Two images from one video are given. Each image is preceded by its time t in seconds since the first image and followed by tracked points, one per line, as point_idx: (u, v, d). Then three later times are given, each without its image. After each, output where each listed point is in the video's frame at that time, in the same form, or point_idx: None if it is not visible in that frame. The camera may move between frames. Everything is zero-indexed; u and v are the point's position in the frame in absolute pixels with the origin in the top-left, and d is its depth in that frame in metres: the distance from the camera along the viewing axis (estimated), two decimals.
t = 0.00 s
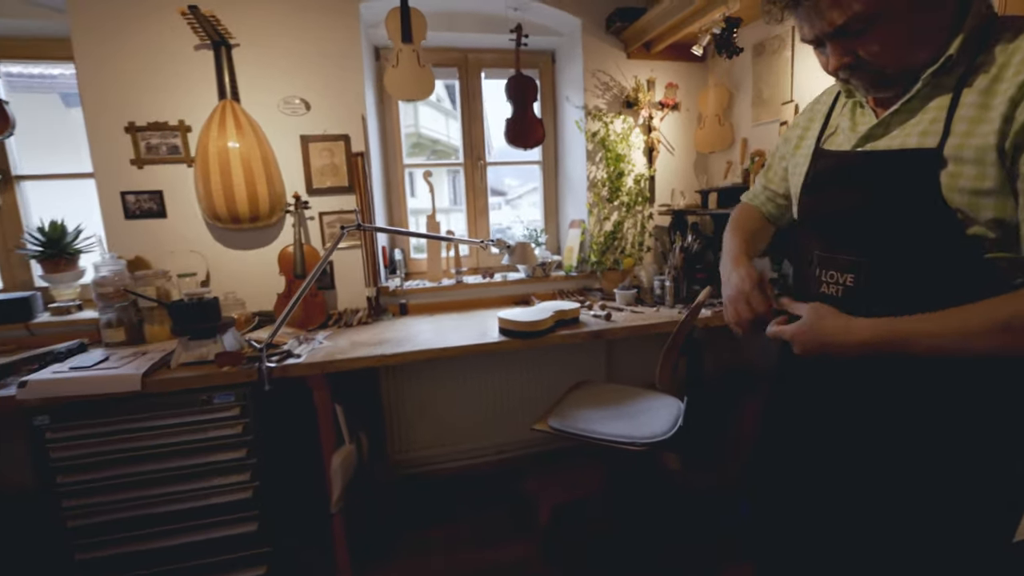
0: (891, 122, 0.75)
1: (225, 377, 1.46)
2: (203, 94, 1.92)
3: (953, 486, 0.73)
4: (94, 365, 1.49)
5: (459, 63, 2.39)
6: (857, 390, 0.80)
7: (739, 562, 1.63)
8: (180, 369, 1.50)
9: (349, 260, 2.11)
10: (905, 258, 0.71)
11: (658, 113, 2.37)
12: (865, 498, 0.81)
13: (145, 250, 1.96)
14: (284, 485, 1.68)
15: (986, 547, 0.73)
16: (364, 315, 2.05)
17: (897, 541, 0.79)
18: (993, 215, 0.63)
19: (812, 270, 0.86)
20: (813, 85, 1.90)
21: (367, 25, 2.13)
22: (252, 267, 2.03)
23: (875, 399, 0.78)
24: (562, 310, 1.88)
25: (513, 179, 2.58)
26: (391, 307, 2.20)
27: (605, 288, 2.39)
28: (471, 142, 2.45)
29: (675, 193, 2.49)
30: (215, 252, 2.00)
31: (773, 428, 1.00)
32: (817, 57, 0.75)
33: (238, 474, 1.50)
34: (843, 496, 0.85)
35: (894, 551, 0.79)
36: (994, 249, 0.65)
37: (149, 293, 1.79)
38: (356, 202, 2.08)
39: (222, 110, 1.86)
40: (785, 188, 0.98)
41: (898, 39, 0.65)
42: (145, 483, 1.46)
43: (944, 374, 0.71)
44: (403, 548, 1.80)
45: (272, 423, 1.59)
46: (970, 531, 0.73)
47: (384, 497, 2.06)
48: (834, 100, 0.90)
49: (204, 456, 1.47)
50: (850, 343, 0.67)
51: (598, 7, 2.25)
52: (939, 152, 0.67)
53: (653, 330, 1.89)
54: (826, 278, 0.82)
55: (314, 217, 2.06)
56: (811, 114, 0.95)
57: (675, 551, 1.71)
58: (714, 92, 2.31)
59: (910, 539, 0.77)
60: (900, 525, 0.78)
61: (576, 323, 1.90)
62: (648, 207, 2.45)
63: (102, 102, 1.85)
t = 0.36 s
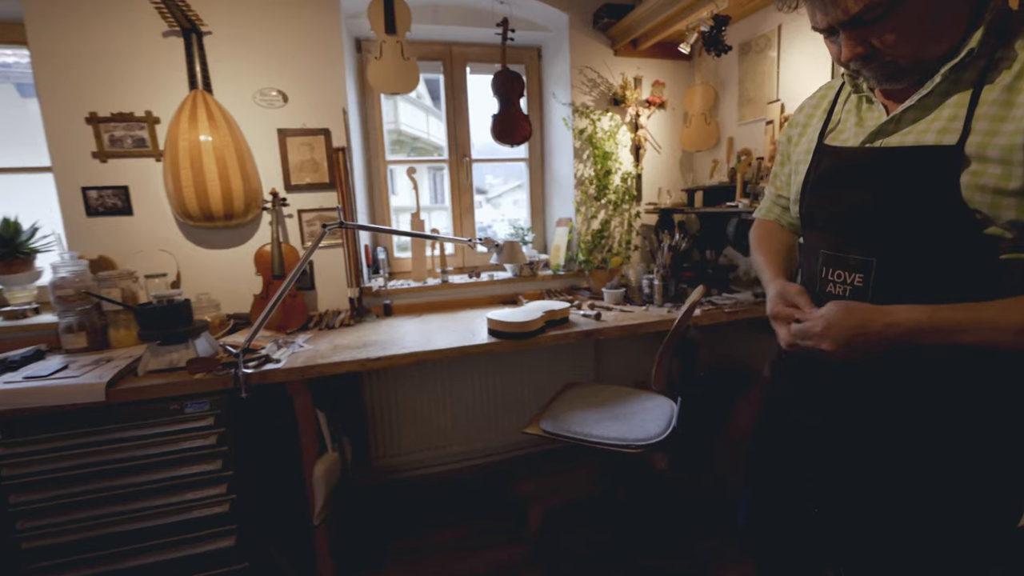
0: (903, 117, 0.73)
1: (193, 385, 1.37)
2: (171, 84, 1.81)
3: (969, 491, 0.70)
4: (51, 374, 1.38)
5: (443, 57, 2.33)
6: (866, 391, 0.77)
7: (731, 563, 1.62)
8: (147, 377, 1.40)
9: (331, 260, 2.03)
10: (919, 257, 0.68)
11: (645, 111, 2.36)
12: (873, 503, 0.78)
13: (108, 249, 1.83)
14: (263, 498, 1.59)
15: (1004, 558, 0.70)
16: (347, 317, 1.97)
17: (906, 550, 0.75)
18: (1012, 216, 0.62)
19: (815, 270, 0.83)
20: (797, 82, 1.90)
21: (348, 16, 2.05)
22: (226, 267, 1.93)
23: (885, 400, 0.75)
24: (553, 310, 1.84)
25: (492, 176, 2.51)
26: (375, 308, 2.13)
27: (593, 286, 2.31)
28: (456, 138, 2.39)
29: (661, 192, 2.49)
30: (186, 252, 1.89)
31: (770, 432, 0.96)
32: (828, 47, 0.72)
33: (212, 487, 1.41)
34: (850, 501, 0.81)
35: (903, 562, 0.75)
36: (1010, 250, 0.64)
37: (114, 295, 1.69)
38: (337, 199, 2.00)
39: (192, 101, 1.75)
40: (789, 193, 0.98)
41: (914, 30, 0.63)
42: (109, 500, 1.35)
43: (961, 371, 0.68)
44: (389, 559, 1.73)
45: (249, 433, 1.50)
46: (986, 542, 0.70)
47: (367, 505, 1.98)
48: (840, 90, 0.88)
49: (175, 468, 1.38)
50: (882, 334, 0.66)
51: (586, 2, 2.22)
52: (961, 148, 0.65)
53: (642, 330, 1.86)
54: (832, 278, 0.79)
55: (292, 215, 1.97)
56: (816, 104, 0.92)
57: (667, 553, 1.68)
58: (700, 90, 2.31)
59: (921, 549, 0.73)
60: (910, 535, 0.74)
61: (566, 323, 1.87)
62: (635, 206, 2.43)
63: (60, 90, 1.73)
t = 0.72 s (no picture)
0: (898, 128, 0.74)
1: (159, 401, 1.27)
2: (134, 82, 1.71)
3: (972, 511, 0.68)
4: None
5: (422, 60, 2.29)
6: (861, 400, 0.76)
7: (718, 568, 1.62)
8: (109, 393, 1.30)
9: (307, 267, 1.95)
10: (914, 264, 0.69)
11: (625, 117, 2.37)
12: (871, 508, 0.77)
13: (64, 257, 1.71)
14: (235, 519, 1.51)
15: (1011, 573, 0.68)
16: (323, 326, 1.89)
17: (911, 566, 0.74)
18: (1008, 224, 0.62)
19: (804, 276, 0.84)
20: (772, 92, 1.94)
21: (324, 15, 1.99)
22: (193, 275, 1.83)
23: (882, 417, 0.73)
24: (537, 316, 1.82)
25: (466, 181, 2.46)
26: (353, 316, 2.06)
27: (575, 291, 2.34)
28: (435, 142, 2.35)
29: (640, 197, 2.51)
30: (149, 259, 1.78)
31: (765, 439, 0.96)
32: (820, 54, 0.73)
33: (180, 510, 1.33)
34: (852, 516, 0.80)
35: None
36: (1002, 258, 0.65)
37: (71, 306, 1.57)
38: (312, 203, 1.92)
39: (157, 100, 1.66)
40: (778, 197, 1.00)
41: (903, 37, 0.63)
42: (65, 529, 1.25)
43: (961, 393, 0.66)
44: None
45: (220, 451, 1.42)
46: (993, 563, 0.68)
47: (346, 521, 1.91)
48: (837, 101, 0.89)
49: (140, 492, 1.29)
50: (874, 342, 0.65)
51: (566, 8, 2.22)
52: (955, 157, 0.66)
53: (626, 335, 1.85)
54: (823, 286, 0.80)
55: (265, 220, 1.89)
56: (807, 112, 0.94)
57: (654, 559, 1.67)
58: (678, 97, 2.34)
59: (913, 550, 0.73)
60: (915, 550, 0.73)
61: (550, 330, 1.84)
62: (614, 211, 2.44)
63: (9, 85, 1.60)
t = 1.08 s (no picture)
0: (871, 128, 0.78)
1: (95, 428, 1.16)
2: (60, 71, 1.55)
3: (926, 476, 0.74)
4: None
5: (380, 57, 2.22)
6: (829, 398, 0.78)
7: (690, 560, 1.66)
8: (39, 419, 1.17)
9: (260, 273, 1.84)
10: (884, 260, 0.72)
11: (585, 119, 2.39)
12: (849, 499, 0.79)
13: None
14: (186, 547, 1.39)
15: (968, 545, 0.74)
16: (281, 336, 1.79)
17: (877, 543, 0.78)
18: (974, 223, 0.67)
19: (780, 274, 0.85)
20: (727, 97, 2.02)
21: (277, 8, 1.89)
22: (133, 284, 1.68)
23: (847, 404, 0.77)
24: (506, 319, 1.80)
25: (420, 181, 2.38)
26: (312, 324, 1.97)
27: (541, 292, 2.34)
28: (395, 142, 2.29)
29: (601, 199, 2.55)
30: (81, 268, 1.62)
31: (728, 439, 0.96)
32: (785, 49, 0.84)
33: (126, 542, 1.21)
34: (820, 501, 0.82)
35: (875, 556, 0.78)
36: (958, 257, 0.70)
37: None
38: (266, 205, 1.82)
39: (88, 93, 1.51)
40: (746, 198, 1.02)
41: (840, 31, 0.73)
42: None
43: (916, 366, 0.73)
44: None
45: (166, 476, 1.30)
46: (946, 526, 0.74)
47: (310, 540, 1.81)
48: (811, 106, 0.92)
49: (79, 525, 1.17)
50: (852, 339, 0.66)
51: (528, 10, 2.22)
52: (926, 159, 0.70)
53: (594, 335, 1.86)
54: (799, 282, 0.81)
55: (213, 223, 1.76)
56: (780, 115, 0.97)
57: (628, 556, 1.69)
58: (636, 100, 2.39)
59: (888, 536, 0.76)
60: (881, 526, 0.77)
61: (519, 332, 1.83)
62: (576, 213, 2.46)
63: None
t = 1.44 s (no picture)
0: (826, 137, 0.82)
1: (20, 467, 1.03)
2: None
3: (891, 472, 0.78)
4: None
5: (334, 56, 2.13)
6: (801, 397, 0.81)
7: (658, 557, 1.69)
8: None
9: (206, 284, 1.72)
10: (836, 266, 0.76)
11: (545, 124, 2.41)
12: (820, 498, 0.82)
13: None
14: None
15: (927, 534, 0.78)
16: (230, 351, 1.67)
17: (839, 537, 0.80)
18: (918, 235, 0.72)
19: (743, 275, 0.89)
20: (682, 105, 2.09)
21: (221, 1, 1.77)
22: (59, 299, 1.52)
23: (818, 403, 0.80)
24: (473, 326, 1.77)
25: (381, 186, 2.32)
26: (264, 338, 1.86)
27: (504, 298, 2.33)
28: (350, 145, 2.20)
29: (561, 204, 2.57)
30: None
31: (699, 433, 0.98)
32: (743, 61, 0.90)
33: None
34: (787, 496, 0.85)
35: (838, 550, 0.81)
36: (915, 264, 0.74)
37: None
38: (212, 212, 1.70)
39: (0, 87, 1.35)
40: (711, 210, 1.06)
41: (787, 43, 0.78)
42: None
43: (884, 364, 0.77)
44: None
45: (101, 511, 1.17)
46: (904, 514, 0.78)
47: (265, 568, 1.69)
48: (767, 118, 0.96)
49: None
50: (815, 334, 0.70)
51: (486, 13, 2.21)
52: (877, 169, 0.73)
53: (559, 341, 1.86)
54: (758, 284, 0.85)
55: (151, 231, 1.62)
56: (737, 126, 1.02)
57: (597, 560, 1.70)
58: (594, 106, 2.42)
59: (858, 531, 0.79)
60: (844, 517, 0.80)
61: (486, 340, 1.81)
62: (537, 217, 2.47)
63: None
